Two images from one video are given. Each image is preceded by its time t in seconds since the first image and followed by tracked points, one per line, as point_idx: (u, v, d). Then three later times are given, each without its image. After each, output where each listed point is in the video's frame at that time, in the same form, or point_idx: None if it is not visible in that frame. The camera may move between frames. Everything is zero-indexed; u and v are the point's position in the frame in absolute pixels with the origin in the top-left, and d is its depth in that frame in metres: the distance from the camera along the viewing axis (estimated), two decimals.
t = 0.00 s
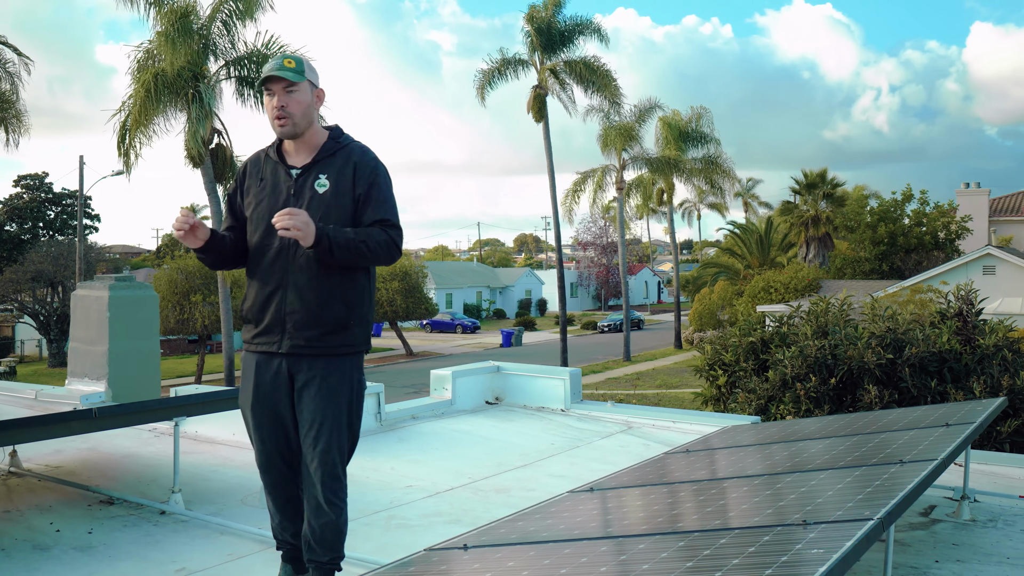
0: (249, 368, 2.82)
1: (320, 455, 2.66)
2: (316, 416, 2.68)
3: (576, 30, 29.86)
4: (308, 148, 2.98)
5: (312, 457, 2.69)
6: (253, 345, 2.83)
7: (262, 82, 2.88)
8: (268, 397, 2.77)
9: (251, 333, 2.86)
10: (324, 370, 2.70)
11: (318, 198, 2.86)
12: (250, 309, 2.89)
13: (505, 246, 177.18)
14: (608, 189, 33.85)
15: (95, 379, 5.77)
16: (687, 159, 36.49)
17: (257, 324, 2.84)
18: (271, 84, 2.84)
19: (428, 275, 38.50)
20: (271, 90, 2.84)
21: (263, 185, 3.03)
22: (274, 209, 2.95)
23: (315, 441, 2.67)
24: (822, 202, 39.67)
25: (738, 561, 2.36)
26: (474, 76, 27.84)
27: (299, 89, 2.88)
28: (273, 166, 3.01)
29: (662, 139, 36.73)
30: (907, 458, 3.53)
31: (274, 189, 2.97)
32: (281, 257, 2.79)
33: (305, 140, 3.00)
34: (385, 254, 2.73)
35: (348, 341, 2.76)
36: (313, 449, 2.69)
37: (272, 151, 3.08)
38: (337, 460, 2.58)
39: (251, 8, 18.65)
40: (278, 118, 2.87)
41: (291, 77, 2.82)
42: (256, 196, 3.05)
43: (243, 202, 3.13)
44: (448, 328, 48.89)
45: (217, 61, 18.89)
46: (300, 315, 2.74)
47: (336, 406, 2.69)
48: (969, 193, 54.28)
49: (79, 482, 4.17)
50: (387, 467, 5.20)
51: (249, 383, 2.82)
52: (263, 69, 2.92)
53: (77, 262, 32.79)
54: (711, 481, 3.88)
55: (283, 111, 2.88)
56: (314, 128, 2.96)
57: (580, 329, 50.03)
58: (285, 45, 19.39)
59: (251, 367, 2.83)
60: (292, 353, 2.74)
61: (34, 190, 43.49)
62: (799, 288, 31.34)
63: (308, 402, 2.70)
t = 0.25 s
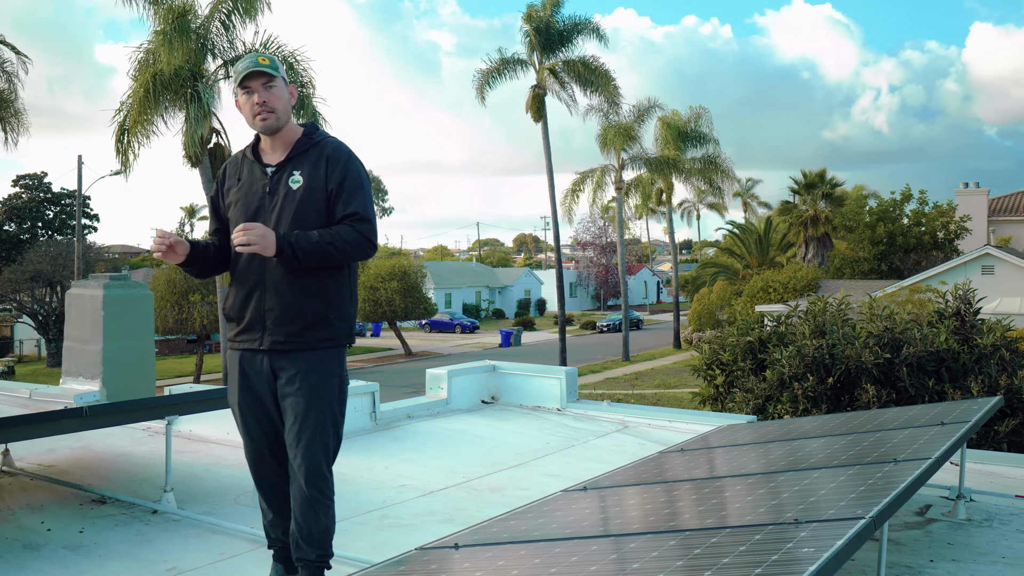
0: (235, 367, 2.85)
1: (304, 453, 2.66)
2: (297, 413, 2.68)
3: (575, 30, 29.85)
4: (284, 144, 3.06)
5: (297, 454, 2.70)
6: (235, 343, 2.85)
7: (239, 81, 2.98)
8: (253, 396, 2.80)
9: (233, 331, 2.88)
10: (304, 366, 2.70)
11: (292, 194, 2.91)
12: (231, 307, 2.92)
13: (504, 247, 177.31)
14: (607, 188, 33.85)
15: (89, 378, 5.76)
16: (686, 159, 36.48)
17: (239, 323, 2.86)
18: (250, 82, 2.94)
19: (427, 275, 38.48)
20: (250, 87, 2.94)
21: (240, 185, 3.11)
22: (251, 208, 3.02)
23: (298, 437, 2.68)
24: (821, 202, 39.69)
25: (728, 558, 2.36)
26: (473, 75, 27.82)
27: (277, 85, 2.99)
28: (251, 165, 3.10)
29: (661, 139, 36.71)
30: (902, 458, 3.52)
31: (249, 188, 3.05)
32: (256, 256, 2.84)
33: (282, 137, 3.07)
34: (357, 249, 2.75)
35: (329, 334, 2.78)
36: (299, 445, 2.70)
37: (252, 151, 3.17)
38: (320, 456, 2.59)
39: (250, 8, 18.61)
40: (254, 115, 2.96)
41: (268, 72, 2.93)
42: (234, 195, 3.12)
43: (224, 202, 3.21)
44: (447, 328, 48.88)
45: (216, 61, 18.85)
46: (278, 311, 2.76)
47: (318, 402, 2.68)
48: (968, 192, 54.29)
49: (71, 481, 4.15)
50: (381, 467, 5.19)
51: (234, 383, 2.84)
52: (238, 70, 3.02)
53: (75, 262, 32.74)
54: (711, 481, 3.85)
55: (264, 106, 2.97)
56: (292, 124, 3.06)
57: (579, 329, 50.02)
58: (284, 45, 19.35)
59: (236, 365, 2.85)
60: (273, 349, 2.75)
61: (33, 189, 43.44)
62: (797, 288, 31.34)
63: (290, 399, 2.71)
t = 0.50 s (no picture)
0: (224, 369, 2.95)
1: (290, 450, 2.76)
2: (283, 410, 2.79)
3: (575, 30, 29.83)
4: (266, 142, 3.17)
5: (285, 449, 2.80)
6: (222, 344, 2.97)
7: (223, 82, 3.09)
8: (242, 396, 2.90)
9: (220, 331, 3.00)
10: (289, 362, 2.82)
11: (274, 193, 3.02)
12: (217, 308, 3.04)
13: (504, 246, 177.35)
14: (607, 188, 33.83)
15: (84, 378, 5.75)
16: (685, 159, 36.44)
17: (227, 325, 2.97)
18: (235, 82, 3.06)
19: (426, 275, 38.45)
20: (235, 88, 3.06)
21: (223, 186, 3.21)
22: (234, 208, 3.13)
23: (283, 434, 2.78)
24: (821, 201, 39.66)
25: (723, 559, 2.34)
26: (472, 75, 27.81)
27: (261, 86, 3.11)
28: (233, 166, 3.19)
29: (661, 139, 36.74)
30: (897, 458, 3.52)
31: (232, 189, 3.14)
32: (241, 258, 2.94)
33: (265, 136, 3.18)
34: (339, 248, 2.87)
35: (313, 332, 2.89)
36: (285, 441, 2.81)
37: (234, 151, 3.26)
38: (305, 450, 2.69)
39: (249, 7, 18.59)
40: (237, 113, 3.07)
41: (252, 73, 3.05)
42: (217, 197, 3.23)
43: (208, 205, 3.30)
44: (447, 328, 48.86)
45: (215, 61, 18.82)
46: (264, 310, 2.88)
47: (304, 398, 2.80)
48: (968, 192, 54.25)
49: (64, 481, 4.13)
50: (377, 467, 5.18)
51: (222, 383, 2.95)
52: (222, 71, 3.13)
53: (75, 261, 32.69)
54: (710, 480, 3.84)
55: (248, 107, 3.09)
56: (274, 124, 3.17)
57: (579, 329, 49.99)
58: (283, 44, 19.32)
59: (223, 366, 2.96)
60: (259, 347, 2.87)
61: (33, 189, 43.39)
62: (797, 288, 31.32)
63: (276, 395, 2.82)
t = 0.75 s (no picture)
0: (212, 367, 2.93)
1: (282, 448, 2.75)
2: (275, 407, 2.77)
3: (575, 29, 29.79)
4: (255, 142, 3.15)
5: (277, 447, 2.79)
6: (211, 342, 2.95)
7: (213, 82, 3.07)
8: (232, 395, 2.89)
9: (209, 331, 2.98)
10: (281, 359, 2.81)
11: (264, 192, 3.00)
12: (206, 308, 3.02)
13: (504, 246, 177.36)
14: (608, 187, 33.80)
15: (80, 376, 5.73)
16: (685, 158, 36.40)
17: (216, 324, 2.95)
18: (225, 83, 3.04)
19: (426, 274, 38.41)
20: (225, 88, 3.04)
21: (212, 186, 3.19)
22: (222, 208, 3.10)
23: (275, 432, 2.76)
24: (821, 201, 39.60)
25: (718, 559, 2.32)
26: (472, 74, 27.80)
27: (251, 86, 3.09)
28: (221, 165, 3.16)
29: (661, 138, 36.69)
30: (895, 458, 3.49)
31: (221, 189, 3.12)
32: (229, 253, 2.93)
33: (254, 136, 3.16)
34: (331, 246, 2.88)
35: (304, 328, 2.88)
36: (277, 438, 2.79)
37: (221, 151, 3.22)
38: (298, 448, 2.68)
39: (249, 5, 18.55)
40: (229, 114, 3.05)
41: (243, 74, 3.03)
42: (205, 196, 3.20)
43: (195, 203, 3.26)
44: (447, 328, 48.86)
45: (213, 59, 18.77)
46: (254, 308, 2.86)
47: (297, 395, 2.79)
48: (968, 191, 54.19)
49: (58, 480, 4.11)
50: (372, 466, 5.16)
51: (212, 383, 2.94)
52: (211, 71, 3.11)
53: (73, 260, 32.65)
54: (711, 479, 3.82)
55: (238, 108, 3.07)
56: (263, 125, 3.15)
57: (579, 328, 49.94)
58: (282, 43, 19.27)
59: (213, 365, 2.94)
60: (250, 344, 2.85)
61: (32, 188, 43.32)
62: (797, 287, 31.29)
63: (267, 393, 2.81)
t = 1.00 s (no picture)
0: (207, 367, 2.91)
1: (283, 446, 2.75)
2: (273, 406, 2.76)
3: (576, 28, 29.78)
4: (247, 142, 3.12)
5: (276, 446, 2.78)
6: (206, 342, 2.93)
7: (205, 80, 3.03)
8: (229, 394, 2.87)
9: (203, 331, 2.96)
10: (279, 358, 2.80)
11: (259, 191, 2.98)
12: (199, 307, 3.00)
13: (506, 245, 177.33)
14: (609, 187, 33.77)
15: (78, 376, 5.77)
16: (687, 157, 36.35)
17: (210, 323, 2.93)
18: (218, 80, 3.01)
19: (428, 274, 38.41)
20: (217, 86, 3.01)
21: (203, 185, 3.16)
22: (215, 207, 3.08)
23: (275, 430, 2.76)
24: (823, 201, 39.52)
25: (713, 560, 2.30)
26: (474, 73, 27.78)
27: (243, 84, 3.07)
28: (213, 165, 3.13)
29: (663, 137, 36.51)
30: (893, 458, 3.48)
31: (213, 188, 3.09)
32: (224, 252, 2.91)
33: (246, 135, 3.13)
34: (327, 245, 2.88)
35: (301, 327, 2.88)
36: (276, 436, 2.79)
37: (212, 151, 3.19)
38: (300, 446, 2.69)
39: (250, 5, 18.55)
40: (221, 113, 3.03)
41: (236, 72, 3.01)
42: (196, 196, 3.17)
43: (185, 203, 3.23)
44: (448, 327, 48.86)
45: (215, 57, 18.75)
46: (251, 306, 2.85)
47: (296, 393, 2.79)
48: (970, 190, 54.10)
49: (53, 480, 4.11)
50: (369, 466, 5.15)
51: (207, 383, 2.91)
52: (204, 69, 3.08)
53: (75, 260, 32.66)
54: (712, 478, 3.80)
55: (231, 106, 3.04)
56: (256, 124, 3.13)
57: (580, 328, 49.91)
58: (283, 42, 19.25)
59: (207, 364, 2.92)
60: (246, 343, 2.83)
61: (34, 188, 43.37)
62: (799, 287, 31.26)
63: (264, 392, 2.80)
